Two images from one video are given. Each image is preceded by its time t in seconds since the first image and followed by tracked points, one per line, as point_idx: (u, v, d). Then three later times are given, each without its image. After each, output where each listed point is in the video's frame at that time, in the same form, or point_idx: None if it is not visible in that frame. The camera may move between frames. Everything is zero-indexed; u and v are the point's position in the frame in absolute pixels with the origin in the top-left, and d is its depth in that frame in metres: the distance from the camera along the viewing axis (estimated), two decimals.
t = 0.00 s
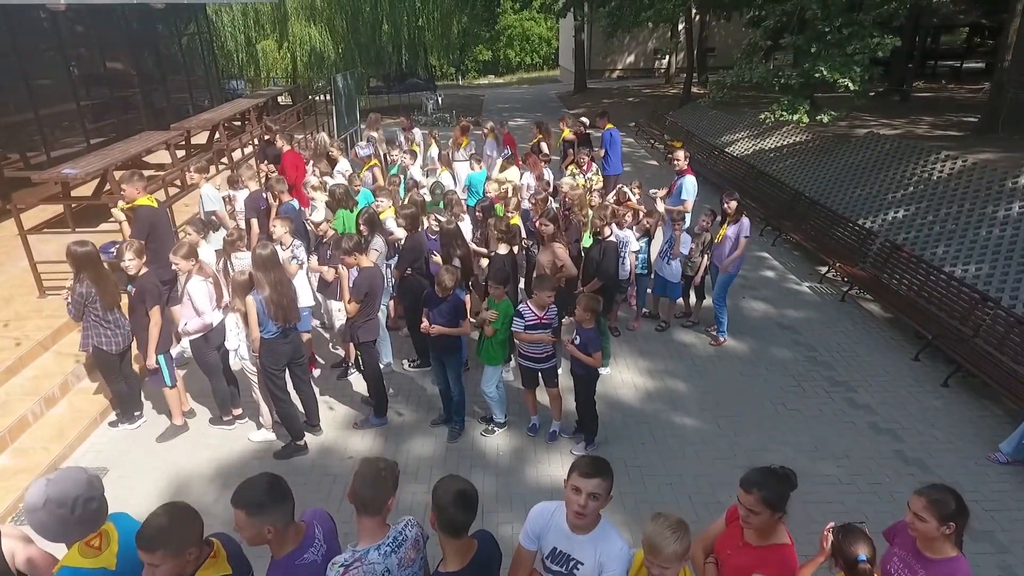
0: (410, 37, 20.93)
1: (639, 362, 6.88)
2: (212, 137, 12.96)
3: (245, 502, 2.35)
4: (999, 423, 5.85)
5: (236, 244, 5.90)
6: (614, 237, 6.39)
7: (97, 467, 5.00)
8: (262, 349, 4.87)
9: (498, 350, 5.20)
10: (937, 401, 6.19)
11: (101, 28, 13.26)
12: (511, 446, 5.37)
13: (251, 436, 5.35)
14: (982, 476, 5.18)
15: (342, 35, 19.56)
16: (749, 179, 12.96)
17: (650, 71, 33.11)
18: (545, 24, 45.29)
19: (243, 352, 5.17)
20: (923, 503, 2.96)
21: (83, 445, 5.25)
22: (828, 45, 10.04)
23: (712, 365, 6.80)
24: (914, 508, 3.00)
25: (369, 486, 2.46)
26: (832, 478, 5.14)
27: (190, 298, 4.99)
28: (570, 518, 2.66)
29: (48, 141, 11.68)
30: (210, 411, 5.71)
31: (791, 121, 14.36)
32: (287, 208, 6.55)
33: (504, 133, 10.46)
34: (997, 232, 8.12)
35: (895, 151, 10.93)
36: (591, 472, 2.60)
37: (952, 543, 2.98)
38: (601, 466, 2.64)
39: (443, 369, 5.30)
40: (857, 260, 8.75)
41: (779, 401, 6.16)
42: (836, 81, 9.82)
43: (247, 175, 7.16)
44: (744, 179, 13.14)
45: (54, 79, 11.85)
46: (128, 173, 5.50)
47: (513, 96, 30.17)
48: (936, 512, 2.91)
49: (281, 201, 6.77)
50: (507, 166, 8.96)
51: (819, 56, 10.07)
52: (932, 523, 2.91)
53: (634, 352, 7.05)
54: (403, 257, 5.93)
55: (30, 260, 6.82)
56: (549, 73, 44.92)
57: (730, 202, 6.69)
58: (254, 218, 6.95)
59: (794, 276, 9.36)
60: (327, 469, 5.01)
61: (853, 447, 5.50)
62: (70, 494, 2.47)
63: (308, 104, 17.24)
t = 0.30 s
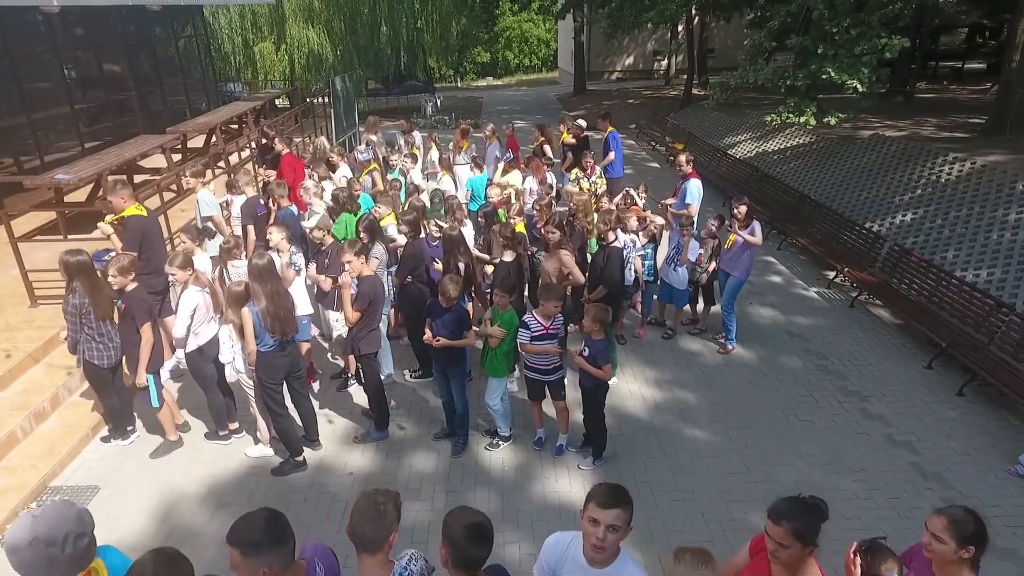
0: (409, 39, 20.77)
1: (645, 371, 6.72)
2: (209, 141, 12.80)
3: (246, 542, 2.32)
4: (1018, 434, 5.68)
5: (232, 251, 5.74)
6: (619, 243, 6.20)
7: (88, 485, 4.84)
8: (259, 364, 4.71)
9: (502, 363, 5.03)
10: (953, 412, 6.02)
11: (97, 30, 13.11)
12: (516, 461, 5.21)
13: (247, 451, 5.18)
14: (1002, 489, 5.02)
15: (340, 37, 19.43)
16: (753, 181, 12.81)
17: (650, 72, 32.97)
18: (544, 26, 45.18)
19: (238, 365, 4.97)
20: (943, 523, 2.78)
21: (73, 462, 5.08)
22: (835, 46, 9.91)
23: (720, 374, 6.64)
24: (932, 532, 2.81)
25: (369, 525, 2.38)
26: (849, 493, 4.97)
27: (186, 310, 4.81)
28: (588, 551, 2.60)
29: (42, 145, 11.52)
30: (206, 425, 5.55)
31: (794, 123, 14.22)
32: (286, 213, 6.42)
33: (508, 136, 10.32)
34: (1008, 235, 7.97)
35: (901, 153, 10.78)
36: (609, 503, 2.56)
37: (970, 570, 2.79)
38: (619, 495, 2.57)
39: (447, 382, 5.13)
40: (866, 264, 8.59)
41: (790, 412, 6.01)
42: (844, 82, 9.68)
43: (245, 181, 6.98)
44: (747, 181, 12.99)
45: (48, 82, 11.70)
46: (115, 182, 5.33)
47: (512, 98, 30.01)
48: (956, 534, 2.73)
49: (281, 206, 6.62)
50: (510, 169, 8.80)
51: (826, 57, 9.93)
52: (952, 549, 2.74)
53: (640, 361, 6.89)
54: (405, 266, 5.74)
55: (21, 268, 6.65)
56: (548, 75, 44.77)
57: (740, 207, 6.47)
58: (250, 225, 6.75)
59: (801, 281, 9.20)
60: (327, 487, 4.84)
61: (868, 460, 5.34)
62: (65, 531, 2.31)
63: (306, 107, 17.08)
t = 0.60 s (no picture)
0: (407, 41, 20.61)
1: (652, 381, 6.55)
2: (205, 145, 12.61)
3: None
4: None
5: (227, 260, 5.57)
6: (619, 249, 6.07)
7: (77, 505, 4.66)
8: (254, 380, 4.53)
9: (507, 376, 4.84)
10: (968, 423, 5.85)
11: (91, 32, 12.95)
12: (521, 477, 5.03)
13: (242, 468, 5.01)
14: None
15: (337, 38, 19.26)
16: (756, 184, 12.64)
17: (648, 73, 32.82)
18: (541, 27, 45.04)
19: (232, 380, 4.72)
20: (996, 563, 2.62)
21: (61, 480, 4.90)
22: (842, 47, 9.76)
23: (729, 384, 6.47)
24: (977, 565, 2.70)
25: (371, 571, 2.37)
26: (868, 510, 4.79)
27: (178, 323, 4.64)
28: None
29: (33, 149, 11.33)
30: (199, 440, 5.37)
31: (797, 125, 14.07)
32: (281, 220, 6.32)
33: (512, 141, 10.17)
34: (1020, 239, 7.80)
35: (907, 155, 10.63)
36: (624, 539, 2.48)
37: None
38: (635, 528, 2.50)
39: (450, 395, 4.95)
40: (874, 269, 8.43)
41: (801, 423, 5.84)
42: (852, 84, 9.52)
43: (239, 187, 6.73)
44: (750, 184, 12.83)
45: (40, 85, 11.52)
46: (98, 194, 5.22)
47: (511, 100, 29.83)
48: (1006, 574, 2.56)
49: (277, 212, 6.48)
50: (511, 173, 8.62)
51: (833, 58, 9.78)
52: None
53: (646, 371, 6.72)
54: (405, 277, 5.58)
55: (9, 277, 6.45)
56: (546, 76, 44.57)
57: (749, 212, 6.29)
58: (244, 232, 6.55)
59: (808, 286, 9.03)
60: (325, 507, 4.68)
61: (884, 474, 5.17)
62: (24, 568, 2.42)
63: (303, 110, 16.91)
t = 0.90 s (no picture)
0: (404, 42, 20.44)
1: (659, 392, 6.36)
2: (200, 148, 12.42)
3: None
4: None
5: (220, 270, 5.37)
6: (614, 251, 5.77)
7: (62, 529, 4.45)
8: (247, 397, 4.32)
9: (510, 392, 4.64)
10: (985, 436, 5.68)
11: (84, 34, 12.74)
12: (526, 497, 4.84)
13: (235, 488, 4.81)
14: None
15: (334, 40, 19.06)
16: (759, 186, 12.47)
17: (646, 75, 32.69)
18: (538, 29, 44.90)
19: (223, 398, 4.52)
20: None
21: (46, 501, 4.69)
22: (849, 48, 9.61)
23: (738, 395, 6.28)
24: None
25: None
26: (887, 530, 4.60)
27: (168, 337, 4.45)
28: None
29: (23, 153, 11.11)
30: (191, 457, 5.16)
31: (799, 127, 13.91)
32: (277, 226, 6.15)
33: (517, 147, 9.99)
34: None
35: (912, 158, 10.47)
36: None
37: None
38: (656, 567, 2.24)
39: (452, 412, 4.75)
40: (883, 274, 8.26)
41: (814, 437, 5.65)
42: (860, 85, 9.36)
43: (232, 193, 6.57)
44: (753, 187, 12.66)
45: (31, 87, 11.31)
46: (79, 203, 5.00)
47: (508, 102, 29.60)
48: None
49: (272, 218, 6.30)
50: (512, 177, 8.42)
51: (840, 59, 9.63)
52: None
53: (652, 382, 6.53)
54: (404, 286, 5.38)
55: None
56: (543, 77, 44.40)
57: (757, 218, 6.17)
58: (237, 240, 6.34)
59: (815, 292, 8.85)
60: (323, 530, 4.49)
61: (902, 492, 4.99)
62: None
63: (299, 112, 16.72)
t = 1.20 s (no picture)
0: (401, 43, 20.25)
1: (665, 405, 6.16)
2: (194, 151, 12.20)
3: None
4: None
5: (211, 280, 5.17)
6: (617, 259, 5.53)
7: (43, 556, 4.23)
8: (238, 418, 4.11)
9: (514, 411, 4.43)
10: (1004, 451, 5.49)
11: (75, 34, 12.49)
12: (530, 519, 4.64)
13: (226, 511, 4.60)
14: None
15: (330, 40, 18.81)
16: (762, 190, 12.30)
17: (644, 76, 32.54)
18: (536, 29, 44.73)
19: (212, 418, 4.28)
20: None
21: (27, 525, 4.48)
22: (857, 49, 9.47)
23: (748, 408, 6.09)
24: None
25: None
26: (908, 553, 4.41)
27: (156, 354, 4.23)
28: None
29: (13, 157, 10.89)
30: (181, 477, 4.95)
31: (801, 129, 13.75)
32: (270, 233, 5.96)
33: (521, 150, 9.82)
34: None
35: (919, 161, 10.29)
36: None
37: None
38: None
39: (454, 431, 4.53)
40: (892, 281, 8.07)
41: (827, 452, 5.46)
42: (869, 88, 9.20)
43: (224, 200, 6.37)
44: (756, 190, 12.49)
45: (20, 90, 11.11)
46: (60, 213, 4.81)
47: (506, 103, 29.40)
48: None
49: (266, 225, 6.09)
50: (512, 181, 8.18)
51: (848, 60, 9.47)
52: None
53: (658, 393, 6.34)
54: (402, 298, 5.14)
55: None
56: (541, 78, 44.20)
57: (767, 226, 5.91)
58: (229, 248, 6.14)
59: (823, 299, 8.67)
60: (318, 556, 4.29)
61: (921, 512, 4.80)
62: None
63: (295, 115, 16.48)
